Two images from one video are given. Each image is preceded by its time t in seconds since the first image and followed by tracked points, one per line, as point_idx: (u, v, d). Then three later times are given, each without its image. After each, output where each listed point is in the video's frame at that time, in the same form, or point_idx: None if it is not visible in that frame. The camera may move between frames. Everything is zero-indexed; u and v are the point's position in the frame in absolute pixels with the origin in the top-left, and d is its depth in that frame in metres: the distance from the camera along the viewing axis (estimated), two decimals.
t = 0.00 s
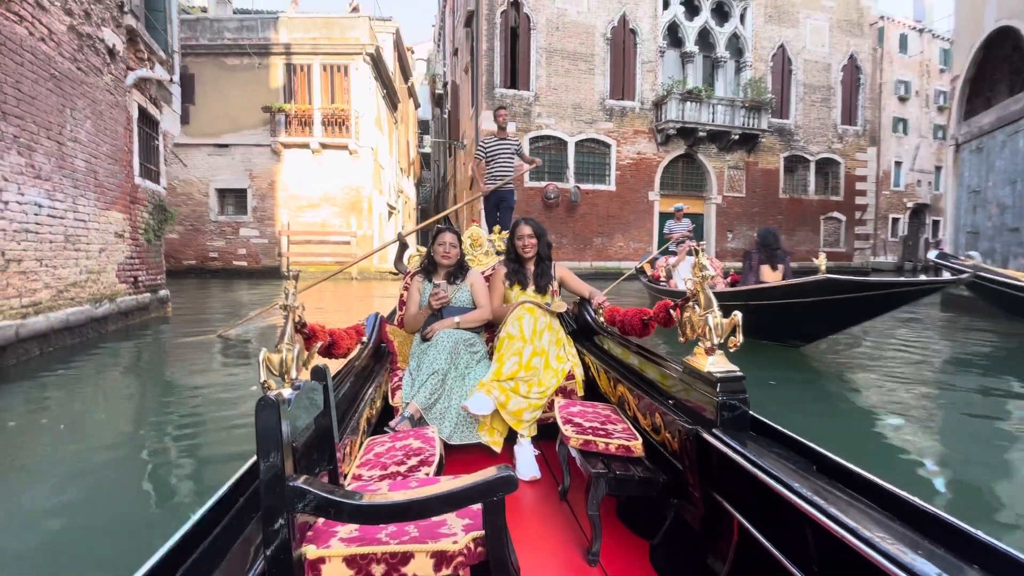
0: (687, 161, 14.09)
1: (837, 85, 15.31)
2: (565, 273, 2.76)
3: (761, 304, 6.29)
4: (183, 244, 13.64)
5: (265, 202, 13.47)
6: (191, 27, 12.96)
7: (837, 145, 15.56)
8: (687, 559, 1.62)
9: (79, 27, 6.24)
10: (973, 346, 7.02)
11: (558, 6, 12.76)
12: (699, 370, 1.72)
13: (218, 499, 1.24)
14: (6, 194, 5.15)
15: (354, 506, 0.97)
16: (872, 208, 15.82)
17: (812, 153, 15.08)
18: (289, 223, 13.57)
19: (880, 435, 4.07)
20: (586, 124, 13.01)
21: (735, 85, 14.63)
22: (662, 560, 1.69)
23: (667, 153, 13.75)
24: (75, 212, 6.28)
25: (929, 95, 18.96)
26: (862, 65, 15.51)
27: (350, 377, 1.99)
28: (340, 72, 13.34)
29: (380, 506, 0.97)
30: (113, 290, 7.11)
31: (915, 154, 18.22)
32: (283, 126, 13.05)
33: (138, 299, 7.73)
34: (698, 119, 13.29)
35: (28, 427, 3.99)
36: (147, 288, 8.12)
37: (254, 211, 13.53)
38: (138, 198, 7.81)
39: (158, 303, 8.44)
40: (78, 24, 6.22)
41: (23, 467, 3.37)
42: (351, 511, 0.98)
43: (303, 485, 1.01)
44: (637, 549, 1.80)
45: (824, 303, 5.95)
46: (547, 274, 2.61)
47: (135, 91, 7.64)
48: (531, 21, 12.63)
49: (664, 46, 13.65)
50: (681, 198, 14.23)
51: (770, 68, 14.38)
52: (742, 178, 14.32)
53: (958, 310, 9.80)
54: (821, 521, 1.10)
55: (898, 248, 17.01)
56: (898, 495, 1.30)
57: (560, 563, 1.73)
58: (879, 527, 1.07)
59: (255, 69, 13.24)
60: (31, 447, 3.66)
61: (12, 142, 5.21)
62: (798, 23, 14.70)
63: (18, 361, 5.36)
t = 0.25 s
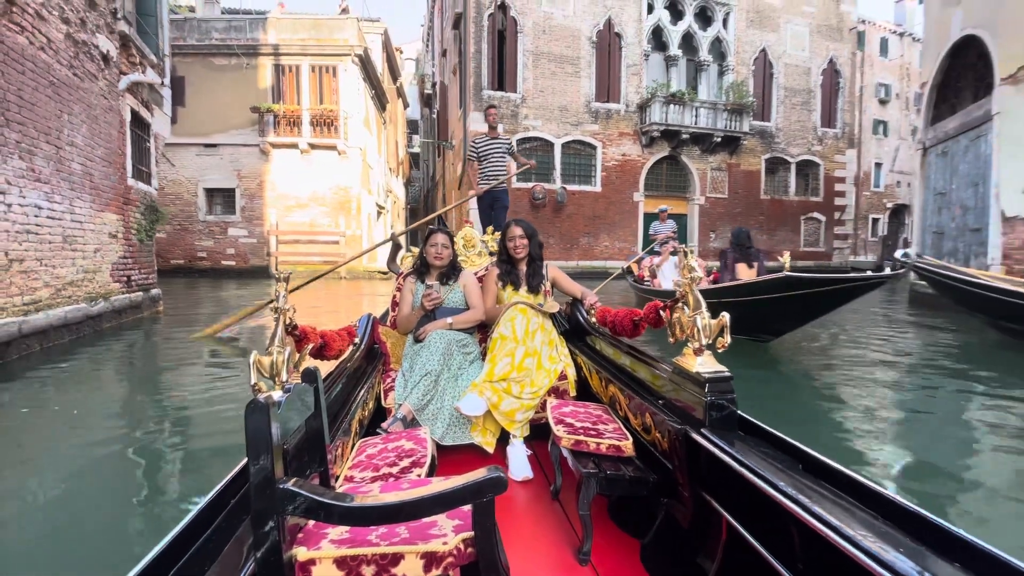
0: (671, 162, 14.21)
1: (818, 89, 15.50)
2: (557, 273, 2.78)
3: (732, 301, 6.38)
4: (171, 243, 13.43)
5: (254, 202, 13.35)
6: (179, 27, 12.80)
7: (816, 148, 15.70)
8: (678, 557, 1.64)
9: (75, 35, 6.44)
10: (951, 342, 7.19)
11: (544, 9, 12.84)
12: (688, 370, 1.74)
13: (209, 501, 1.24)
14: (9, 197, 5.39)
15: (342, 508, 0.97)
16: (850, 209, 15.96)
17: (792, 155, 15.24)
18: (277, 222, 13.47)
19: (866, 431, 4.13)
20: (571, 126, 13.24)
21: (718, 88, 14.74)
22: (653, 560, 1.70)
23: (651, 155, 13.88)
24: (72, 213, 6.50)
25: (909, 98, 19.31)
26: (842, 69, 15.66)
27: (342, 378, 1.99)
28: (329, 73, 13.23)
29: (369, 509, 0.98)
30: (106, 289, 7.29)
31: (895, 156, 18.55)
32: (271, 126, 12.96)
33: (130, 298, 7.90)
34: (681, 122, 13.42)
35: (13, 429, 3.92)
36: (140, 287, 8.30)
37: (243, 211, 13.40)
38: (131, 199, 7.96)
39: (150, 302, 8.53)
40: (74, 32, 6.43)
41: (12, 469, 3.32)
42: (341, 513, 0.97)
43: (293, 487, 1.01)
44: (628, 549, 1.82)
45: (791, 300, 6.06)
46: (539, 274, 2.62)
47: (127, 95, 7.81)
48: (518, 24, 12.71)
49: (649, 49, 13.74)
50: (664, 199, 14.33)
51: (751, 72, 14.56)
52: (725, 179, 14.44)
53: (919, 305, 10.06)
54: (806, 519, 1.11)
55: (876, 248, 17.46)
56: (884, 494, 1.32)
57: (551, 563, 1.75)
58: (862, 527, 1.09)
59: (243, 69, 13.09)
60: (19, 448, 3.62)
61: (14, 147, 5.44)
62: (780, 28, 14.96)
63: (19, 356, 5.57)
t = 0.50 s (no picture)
0: (656, 163, 14.33)
1: (798, 92, 15.66)
2: (550, 272, 2.80)
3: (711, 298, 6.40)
4: (158, 242, 13.25)
5: (242, 201, 13.22)
6: (166, 25, 12.60)
7: (797, 149, 15.91)
8: (667, 555, 1.66)
9: (69, 39, 6.42)
10: (932, 339, 7.35)
11: (531, 11, 12.85)
12: (678, 369, 1.75)
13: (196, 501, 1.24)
14: (7, 198, 5.42)
15: (329, 509, 0.98)
16: (830, 208, 16.17)
17: (773, 157, 15.42)
18: (266, 221, 13.33)
19: (853, 429, 4.19)
20: (557, 127, 13.27)
21: (701, 91, 14.81)
22: (644, 558, 1.72)
23: (635, 156, 13.90)
24: (67, 213, 6.50)
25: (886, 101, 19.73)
26: (822, 72, 15.91)
27: (332, 377, 1.99)
28: (317, 73, 13.18)
29: (359, 508, 0.99)
30: (100, 286, 7.30)
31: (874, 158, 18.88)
32: (259, 125, 12.85)
33: (123, 295, 7.91)
34: (665, 123, 13.47)
35: None
36: (130, 285, 8.27)
37: (231, 210, 13.26)
38: (122, 199, 7.92)
39: (141, 300, 8.60)
40: (68, 36, 6.42)
41: None
42: (329, 513, 0.98)
43: (281, 488, 1.01)
44: (619, 548, 1.84)
45: (765, 293, 6.13)
46: (532, 274, 2.65)
47: (118, 97, 7.74)
48: (505, 26, 12.70)
49: (634, 52, 13.80)
50: (648, 200, 14.33)
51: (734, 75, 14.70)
52: (707, 180, 14.50)
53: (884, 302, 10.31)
54: (794, 517, 1.13)
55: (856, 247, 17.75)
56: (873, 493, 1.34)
57: (542, 561, 1.76)
58: (848, 528, 1.11)
59: (231, 68, 12.97)
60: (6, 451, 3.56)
61: (13, 151, 5.48)
62: (761, 32, 15.10)
63: (19, 352, 5.64)
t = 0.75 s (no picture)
0: (642, 163, 14.44)
1: (781, 94, 15.79)
2: (543, 270, 2.80)
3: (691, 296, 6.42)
4: (146, 240, 13.06)
5: (231, 199, 13.10)
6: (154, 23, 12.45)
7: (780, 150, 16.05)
8: (658, 552, 1.68)
9: (64, 43, 6.58)
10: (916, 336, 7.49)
11: (519, 12, 12.87)
12: (669, 367, 1.76)
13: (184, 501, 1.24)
14: (7, 198, 5.63)
15: (313, 510, 0.99)
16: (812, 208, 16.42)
17: (757, 157, 15.58)
18: (255, 219, 13.23)
19: (843, 426, 4.22)
20: (546, 127, 13.30)
21: (686, 93, 14.93)
22: (636, 554, 1.74)
23: (622, 156, 14.07)
24: (63, 213, 6.67)
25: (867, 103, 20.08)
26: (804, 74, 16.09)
27: (323, 376, 2.00)
28: (306, 72, 13.11)
29: (344, 509, 0.99)
30: (92, 284, 7.45)
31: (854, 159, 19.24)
32: (248, 124, 12.71)
33: (115, 292, 8.06)
34: (650, 125, 13.62)
35: None
36: (123, 282, 8.41)
37: (220, 208, 13.13)
38: (115, 199, 8.03)
39: (133, 297, 8.67)
40: (63, 41, 6.57)
41: None
42: (315, 515, 0.99)
43: (267, 489, 1.01)
44: (612, 547, 1.85)
45: (744, 290, 6.17)
46: (526, 271, 2.65)
47: (110, 98, 7.85)
48: (494, 27, 12.68)
49: (620, 53, 13.90)
50: (636, 199, 14.52)
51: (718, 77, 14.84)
52: (693, 180, 14.59)
53: (860, 298, 10.52)
54: (786, 517, 1.13)
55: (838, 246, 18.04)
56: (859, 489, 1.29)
57: (534, 560, 1.77)
58: (838, 526, 1.10)
59: (219, 67, 12.87)
60: None
61: (12, 153, 5.68)
62: (745, 34, 15.21)
63: (19, 346, 5.83)
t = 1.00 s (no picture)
0: (629, 164, 14.53)
1: (764, 95, 15.95)
2: (536, 268, 2.81)
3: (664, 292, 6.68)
4: (133, 238, 12.87)
5: (220, 197, 12.95)
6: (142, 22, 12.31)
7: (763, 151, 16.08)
8: (649, 548, 1.70)
9: (57, 47, 6.49)
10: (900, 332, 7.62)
11: (508, 13, 12.88)
12: (661, 366, 1.77)
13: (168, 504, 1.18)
14: (4, 198, 5.60)
15: (299, 513, 0.95)
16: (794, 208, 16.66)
17: (740, 158, 15.74)
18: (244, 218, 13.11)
19: (834, 424, 4.25)
20: (534, 128, 13.31)
21: (672, 94, 15.05)
22: (626, 551, 1.77)
23: (609, 157, 14.15)
24: (57, 211, 6.61)
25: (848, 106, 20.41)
26: (787, 78, 16.08)
27: (312, 376, 1.99)
28: (295, 72, 13.03)
29: (330, 513, 0.95)
30: (85, 281, 7.41)
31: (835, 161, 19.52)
32: (237, 123, 12.61)
33: (107, 290, 8.01)
34: (637, 126, 13.70)
35: None
36: (114, 280, 8.36)
37: (208, 206, 12.98)
38: (106, 198, 7.93)
39: (124, 295, 8.61)
40: (56, 44, 6.48)
41: None
42: (301, 519, 0.95)
43: (250, 492, 0.98)
44: (604, 547, 1.86)
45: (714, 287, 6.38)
46: (518, 268, 2.66)
47: (102, 99, 7.75)
48: (483, 28, 12.66)
49: (607, 55, 13.97)
50: (623, 199, 14.65)
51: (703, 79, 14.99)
52: (678, 180, 14.83)
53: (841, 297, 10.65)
54: (776, 515, 1.13)
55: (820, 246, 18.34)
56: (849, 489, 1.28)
57: (525, 559, 1.78)
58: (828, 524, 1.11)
59: (207, 65, 12.71)
60: None
61: (9, 153, 5.63)
62: (730, 37, 15.37)
63: (18, 341, 5.85)
